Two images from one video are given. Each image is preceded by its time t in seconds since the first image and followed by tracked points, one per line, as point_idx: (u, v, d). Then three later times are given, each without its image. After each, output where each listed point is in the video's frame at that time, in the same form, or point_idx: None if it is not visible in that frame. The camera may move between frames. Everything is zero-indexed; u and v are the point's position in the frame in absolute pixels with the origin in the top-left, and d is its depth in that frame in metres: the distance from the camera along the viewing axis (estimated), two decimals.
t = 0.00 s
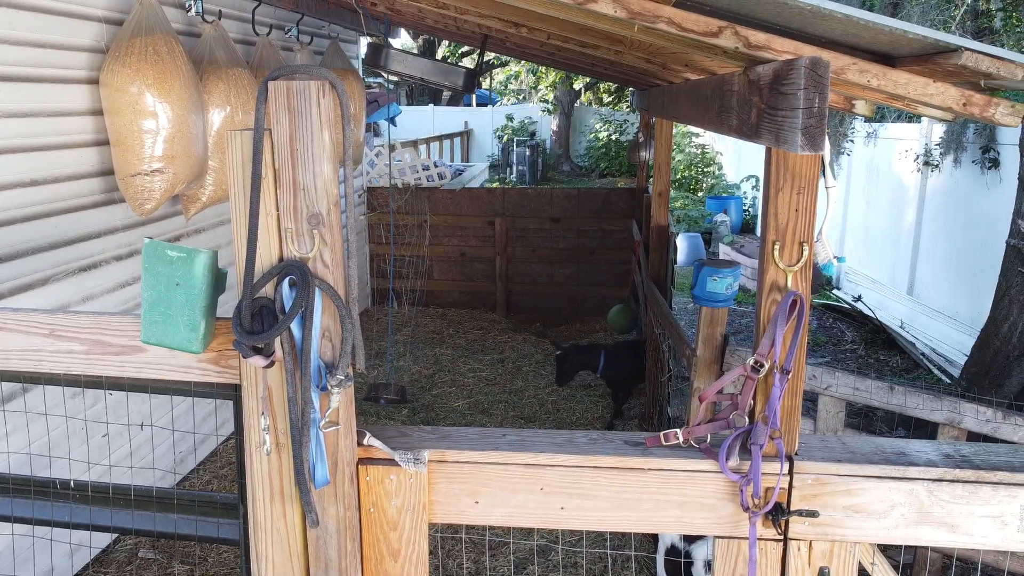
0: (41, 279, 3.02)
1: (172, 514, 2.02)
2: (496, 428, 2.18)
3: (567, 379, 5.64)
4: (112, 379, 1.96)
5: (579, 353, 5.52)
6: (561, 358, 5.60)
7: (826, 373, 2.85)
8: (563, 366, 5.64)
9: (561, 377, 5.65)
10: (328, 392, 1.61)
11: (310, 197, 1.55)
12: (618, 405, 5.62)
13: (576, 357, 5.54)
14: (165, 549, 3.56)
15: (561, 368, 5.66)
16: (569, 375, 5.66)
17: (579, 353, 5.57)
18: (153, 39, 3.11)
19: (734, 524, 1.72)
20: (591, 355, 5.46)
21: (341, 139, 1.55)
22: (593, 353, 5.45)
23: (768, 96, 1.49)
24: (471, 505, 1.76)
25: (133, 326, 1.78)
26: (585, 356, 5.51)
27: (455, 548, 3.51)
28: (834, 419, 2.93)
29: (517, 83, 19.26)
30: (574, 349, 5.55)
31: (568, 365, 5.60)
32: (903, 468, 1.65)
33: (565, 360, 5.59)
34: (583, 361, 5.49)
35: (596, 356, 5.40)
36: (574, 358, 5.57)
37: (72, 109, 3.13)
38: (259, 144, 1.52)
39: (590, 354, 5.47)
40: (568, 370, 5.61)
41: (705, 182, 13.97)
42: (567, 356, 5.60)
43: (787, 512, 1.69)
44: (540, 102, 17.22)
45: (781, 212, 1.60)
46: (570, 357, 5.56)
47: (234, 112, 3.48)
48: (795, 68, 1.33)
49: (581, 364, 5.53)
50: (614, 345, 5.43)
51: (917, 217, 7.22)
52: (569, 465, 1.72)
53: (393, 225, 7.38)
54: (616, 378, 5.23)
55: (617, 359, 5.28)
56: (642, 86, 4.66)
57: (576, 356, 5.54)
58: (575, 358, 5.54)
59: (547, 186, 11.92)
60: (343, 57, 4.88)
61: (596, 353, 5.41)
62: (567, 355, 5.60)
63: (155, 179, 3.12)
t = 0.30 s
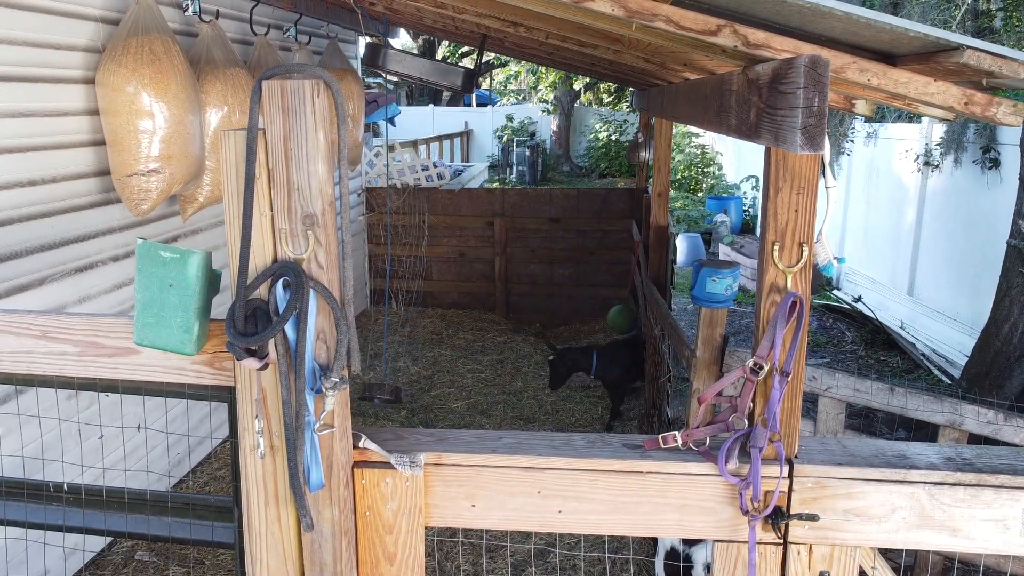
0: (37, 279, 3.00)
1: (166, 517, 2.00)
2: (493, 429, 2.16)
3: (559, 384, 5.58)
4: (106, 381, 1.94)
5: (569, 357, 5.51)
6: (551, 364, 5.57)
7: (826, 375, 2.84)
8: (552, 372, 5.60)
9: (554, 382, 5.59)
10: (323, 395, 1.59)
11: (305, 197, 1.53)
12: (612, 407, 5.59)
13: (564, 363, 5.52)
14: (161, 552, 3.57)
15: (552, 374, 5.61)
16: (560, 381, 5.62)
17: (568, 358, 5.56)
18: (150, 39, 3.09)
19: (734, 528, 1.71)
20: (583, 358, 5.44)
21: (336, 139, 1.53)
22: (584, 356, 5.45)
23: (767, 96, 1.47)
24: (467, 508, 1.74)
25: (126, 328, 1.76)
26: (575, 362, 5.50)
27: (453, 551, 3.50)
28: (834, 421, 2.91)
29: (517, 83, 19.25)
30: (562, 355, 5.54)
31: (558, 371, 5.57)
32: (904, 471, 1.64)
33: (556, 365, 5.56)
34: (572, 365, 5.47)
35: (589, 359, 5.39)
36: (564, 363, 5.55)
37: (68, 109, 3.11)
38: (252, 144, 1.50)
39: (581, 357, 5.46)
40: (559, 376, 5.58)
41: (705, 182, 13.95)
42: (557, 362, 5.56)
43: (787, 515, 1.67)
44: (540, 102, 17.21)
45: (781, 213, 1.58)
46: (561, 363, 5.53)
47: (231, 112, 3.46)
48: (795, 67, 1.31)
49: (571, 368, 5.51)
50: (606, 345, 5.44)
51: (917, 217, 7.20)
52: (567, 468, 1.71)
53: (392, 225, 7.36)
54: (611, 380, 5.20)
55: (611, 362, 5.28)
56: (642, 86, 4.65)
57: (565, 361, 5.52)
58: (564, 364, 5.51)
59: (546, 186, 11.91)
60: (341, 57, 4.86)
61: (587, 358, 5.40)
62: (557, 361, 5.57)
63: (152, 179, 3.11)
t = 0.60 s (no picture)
0: (32, 281, 2.97)
1: (158, 522, 1.97)
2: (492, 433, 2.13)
3: (576, 389, 5.53)
4: (97, 385, 1.91)
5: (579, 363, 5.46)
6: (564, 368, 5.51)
7: (827, 377, 2.81)
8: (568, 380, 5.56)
9: (570, 387, 5.54)
10: (317, 399, 1.56)
11: (298, 198, 1.51)
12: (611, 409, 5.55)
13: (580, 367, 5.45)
14: (158, 555, 3.54)
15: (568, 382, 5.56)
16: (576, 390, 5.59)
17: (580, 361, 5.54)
18: (145, 38, 3.06)
19: (735, 534, 1.68)
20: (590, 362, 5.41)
21: (330, 139, 1.51)
22: (594, 360, 5.41)
23: (769, 94, 1.44)
24: (464, 514, 1.72)
25: (118, 331, 1.74)
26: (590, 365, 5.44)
27: (451, 555, 3.47)
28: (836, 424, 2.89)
29: (517, 84, 19.22)
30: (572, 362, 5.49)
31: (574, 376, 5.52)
32: (908, 476, 1.61)
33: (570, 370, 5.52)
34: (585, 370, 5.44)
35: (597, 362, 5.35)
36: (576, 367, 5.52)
37: (63, 108, 3.08)
38: (244, 143, 1.47)
39: (591, 361, 5.43)
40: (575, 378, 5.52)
41: (705, 183, 13.93)
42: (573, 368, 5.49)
43: (789, 522, 1.64)
44: (539, 102, 17.19)
45: (782, 214, 1.55)
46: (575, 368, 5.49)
47: (228, 112, 3.43)
48: (798, 65, 1.28)
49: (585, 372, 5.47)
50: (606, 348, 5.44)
51: (918, 217, 7.17)
52: (565, 473, 1.68)
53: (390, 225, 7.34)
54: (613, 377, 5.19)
55: (613, 362, 5.28)
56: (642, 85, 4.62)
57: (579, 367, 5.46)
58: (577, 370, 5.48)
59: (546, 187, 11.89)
60: (339, 58, 4.84)
61: (595, 360, 5.37)
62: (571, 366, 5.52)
63: (148, 179, 3.09)
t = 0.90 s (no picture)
0: (26, 283, 2.94)
1: (152, 531, 1.94)
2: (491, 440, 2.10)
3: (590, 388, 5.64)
4: (88, 391, 1.88)
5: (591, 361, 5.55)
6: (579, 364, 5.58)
7: (831, 381, 2.75)
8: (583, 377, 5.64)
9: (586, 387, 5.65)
10: (313, 406, 1.53)
11: (293, 201, 1.47)
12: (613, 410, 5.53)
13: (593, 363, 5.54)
14: (154, 561, 3.52)
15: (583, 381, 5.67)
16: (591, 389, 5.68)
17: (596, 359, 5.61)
18: (141, 38, 3.02)
19: (739, 544, 1.64)
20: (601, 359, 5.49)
21: (326, 141, 1.47)
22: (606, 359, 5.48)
23: (776, 95, 1.41)
24: (463, 523, 1.69)
25: (109, 336, 1.70)
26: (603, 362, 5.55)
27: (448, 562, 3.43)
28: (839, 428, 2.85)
29: (517, 84, 19.20)
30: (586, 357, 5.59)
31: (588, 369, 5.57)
32: (917, 485, 1.58)
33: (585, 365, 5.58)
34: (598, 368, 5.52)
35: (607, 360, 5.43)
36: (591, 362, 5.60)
37: (57, 109, 3.04)
38: (237, 144, 1.44)
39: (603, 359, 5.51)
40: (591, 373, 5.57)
41: (705, 183, 13.89)
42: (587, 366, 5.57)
43: (795, 531, 1.61)
44: (540, 102, 17.15)
45: (788, 217, 1.52)
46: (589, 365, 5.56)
47: (225, 112, 3.40)
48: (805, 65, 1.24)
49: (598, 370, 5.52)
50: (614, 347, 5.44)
51: (920, 217, 7.14)
52: (566, 482, 1.64)
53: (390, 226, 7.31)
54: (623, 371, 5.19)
55: (624, 355, 5.32)
56: (643, 86, 4.58)
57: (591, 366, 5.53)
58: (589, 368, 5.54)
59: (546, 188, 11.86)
60: (338, 58, 4.81)
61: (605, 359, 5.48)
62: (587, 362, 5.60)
63: (143, 181, 3.05)
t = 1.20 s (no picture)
0: (19, 287, 2.89)
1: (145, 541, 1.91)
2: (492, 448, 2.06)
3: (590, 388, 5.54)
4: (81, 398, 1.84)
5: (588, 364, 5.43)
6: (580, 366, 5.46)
7: (837, 386, 2.72)
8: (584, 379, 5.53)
9: (586, 388, 5.56)
10: (309, 416, 1.49)
11: (289, 205, 1.43)
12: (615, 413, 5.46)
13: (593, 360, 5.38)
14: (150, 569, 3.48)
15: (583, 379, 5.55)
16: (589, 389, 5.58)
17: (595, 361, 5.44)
18: (137, 38, 2.98)
19: (746, 556, 1.61)
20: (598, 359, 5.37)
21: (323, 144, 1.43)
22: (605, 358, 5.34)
23: (785, 97, 1.37)
24: (464, 535, 1.65)
25: (101, 343, 1.66)
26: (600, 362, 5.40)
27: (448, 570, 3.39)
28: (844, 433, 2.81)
29: (516, 84, 19.17)
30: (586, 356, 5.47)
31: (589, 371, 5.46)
32: (929, 497, 1.54)
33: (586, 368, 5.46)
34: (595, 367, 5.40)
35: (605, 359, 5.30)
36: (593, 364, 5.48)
37: (51, 110, 3.00)
38: (231, 147, 1.40)
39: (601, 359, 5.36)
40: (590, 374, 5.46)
41: (705, 184, 13.86)
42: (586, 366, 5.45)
43: (804, 543, 1.57)
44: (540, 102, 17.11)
45: (797, 222, 1.48)
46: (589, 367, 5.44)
47: (223, 113, 3.36)
48: (818, 66, 1.20)
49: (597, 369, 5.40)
50: (614, 347, 5.33)
51: (922, 218, 7.10)
52: (569, 493, 1.61)
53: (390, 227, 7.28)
54: (620, 374, 5.12)
55: (623, 360, 5.21)
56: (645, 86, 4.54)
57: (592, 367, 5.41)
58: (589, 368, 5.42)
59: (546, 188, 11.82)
60: (337, 58, 4.77)
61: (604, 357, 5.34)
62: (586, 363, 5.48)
63: (139, 183, 3.01)
